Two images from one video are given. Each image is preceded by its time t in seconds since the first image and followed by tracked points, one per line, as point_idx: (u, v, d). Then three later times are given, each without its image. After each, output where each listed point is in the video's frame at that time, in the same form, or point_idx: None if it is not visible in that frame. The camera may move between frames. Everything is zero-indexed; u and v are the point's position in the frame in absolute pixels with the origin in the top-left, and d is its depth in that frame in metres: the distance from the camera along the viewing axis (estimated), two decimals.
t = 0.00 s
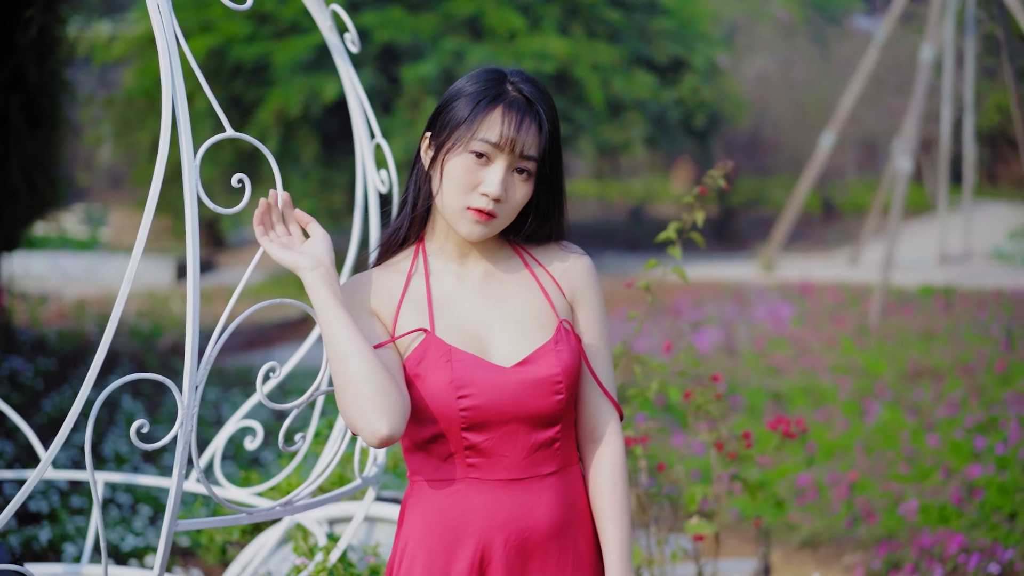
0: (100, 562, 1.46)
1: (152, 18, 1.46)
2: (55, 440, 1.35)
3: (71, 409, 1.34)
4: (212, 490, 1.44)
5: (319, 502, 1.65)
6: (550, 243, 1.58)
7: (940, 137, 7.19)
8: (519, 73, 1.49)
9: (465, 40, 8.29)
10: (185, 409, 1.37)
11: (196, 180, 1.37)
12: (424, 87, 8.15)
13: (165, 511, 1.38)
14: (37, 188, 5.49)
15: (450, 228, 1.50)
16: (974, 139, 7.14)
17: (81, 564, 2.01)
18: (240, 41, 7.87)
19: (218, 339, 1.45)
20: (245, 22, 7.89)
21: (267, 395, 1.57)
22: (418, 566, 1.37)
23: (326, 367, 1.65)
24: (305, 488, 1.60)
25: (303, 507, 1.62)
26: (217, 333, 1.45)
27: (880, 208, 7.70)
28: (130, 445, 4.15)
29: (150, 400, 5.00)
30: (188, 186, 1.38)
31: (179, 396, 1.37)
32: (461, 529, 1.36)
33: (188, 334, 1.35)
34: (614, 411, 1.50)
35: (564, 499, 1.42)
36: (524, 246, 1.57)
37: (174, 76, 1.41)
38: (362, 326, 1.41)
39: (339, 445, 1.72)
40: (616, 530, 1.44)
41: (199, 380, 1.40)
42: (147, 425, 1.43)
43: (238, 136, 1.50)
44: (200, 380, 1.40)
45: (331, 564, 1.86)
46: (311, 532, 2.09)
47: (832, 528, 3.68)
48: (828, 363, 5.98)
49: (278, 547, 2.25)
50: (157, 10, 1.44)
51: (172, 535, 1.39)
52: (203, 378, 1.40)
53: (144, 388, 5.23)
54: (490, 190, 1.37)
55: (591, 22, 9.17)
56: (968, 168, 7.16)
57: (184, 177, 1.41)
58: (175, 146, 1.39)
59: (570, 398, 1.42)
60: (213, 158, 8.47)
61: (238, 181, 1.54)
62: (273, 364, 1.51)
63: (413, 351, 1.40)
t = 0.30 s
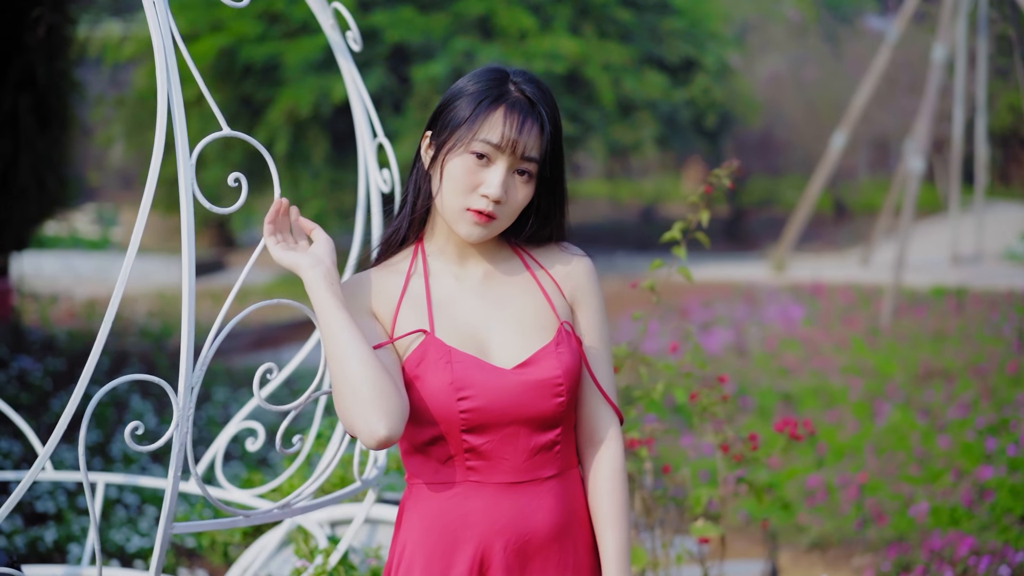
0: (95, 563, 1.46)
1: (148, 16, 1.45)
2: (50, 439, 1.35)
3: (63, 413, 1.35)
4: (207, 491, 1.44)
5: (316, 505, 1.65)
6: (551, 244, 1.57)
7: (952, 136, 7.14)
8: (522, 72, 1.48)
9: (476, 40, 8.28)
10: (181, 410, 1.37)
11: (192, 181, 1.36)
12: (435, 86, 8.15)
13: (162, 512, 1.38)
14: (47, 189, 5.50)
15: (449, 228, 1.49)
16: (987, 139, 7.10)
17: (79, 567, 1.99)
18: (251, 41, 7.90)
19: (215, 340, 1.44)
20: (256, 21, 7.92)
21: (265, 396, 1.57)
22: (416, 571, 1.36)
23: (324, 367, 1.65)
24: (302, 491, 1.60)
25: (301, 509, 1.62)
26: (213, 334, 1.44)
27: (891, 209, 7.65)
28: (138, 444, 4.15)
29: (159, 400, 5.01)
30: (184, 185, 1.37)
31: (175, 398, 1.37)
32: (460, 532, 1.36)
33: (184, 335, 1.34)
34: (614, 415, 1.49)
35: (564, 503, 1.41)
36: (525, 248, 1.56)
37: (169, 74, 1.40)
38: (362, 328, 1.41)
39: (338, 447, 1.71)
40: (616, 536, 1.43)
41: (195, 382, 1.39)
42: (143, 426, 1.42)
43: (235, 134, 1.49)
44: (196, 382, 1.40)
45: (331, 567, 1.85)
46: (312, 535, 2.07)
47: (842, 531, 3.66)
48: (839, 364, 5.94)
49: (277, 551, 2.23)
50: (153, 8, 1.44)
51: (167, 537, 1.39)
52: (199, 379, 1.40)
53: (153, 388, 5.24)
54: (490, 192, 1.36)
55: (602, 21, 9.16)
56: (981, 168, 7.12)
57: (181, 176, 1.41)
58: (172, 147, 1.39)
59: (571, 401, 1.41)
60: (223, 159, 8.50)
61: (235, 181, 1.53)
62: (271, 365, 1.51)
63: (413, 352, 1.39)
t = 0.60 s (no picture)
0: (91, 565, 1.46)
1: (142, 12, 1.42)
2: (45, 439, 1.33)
3: (58, 413, 1.31)
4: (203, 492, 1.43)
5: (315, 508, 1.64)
6: (551, 245, 1.56)
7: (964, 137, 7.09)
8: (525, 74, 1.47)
9: (487, 40, 8.26)
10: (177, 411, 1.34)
11: (188, 180, 1.33)
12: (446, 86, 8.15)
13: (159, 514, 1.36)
14: (57, 188, 5.55)
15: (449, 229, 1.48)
16: (1001, 138, 7.03)
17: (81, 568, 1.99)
18: (262, 41, 7.91)
19: (212, 340, 1.43)
20: (266, 21, 7.93)
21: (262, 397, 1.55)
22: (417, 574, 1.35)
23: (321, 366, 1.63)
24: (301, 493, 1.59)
25: (299, 512, 1.61)
26: (210, 333, 1.42)
27: (904, 209, 7.61)
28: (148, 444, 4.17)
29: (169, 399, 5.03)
30: (181, 183, 1.34)
31: (171, 401, 1.36)
32: (461, 536, 1.35)
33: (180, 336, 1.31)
34: (615, 417, 1.47)
35: (566, 505, 1.40)
36: (525, 249, 1.55)
37: (164, 71, 1.37)
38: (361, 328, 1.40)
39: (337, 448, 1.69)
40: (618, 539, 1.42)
41: (192, 383, 1.38)
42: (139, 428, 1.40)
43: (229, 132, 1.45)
44: (193, 383, 1.39)
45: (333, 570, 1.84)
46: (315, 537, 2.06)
47: (852, 532, 3.64)
48: (851, 365, 5.90)
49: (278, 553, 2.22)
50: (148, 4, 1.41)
51: (165, 538, 1.38)
52: (195, 381, 1.39)
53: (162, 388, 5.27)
54: (490, 194, 1.35)
55: (613, 21, 9.14)
56: (995, 168, 7.07)
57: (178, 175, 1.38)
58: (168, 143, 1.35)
59: (572, 402, 1.40)
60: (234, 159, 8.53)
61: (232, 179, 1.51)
62: (269, 368, 1.49)
63: (412, 353, 1.38)
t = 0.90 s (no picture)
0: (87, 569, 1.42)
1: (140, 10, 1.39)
2: (43, 434, 1.27)
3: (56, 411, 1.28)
4: (200, 493, 1.41)
5: (313, 512, 1.64)
6: (551, 245, 1.55)
7: (980, 137, 7.03)
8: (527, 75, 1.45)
9: (499, 40, 8.26)
10: (174, 413, 1.32)
11: (185, 176, 1.30)
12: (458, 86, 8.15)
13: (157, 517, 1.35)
14: (70, 188, 5.61)
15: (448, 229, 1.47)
16: (1018, 138, 6.96)
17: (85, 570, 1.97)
18: (274, 40, 7.91)
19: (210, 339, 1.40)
20: (278, 21, 7.93)
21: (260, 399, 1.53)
22: None
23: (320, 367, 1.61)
24: (303, 494, 1.58)
25: (297, 515, 1.59)
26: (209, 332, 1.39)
27: (918, 209, 7.55)
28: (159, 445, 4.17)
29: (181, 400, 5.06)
30: (177, 181, 1.31)
31: (168, 401, 1.32)
32: (462, 539, 1.33)
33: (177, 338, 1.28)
34: (616, 418, 1.46)
35: (569, 506, 1.39)
36: (525, 250, 1.54)
37: (162, 71, 1.35)
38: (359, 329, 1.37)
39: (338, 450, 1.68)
40: (621, 540, 1.41)
41: (189, 384, 1.34)
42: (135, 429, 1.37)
43: (236, 130, 1.43)
44: (190, 384, 1.35)
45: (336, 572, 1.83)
46: (318, 539, 2.04)
47: (864, 533, 3.61)
48: (865, 366, 5.86)
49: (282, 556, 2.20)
50: None
51: (162, 543, 1.37)
52: (193, 381, 1.34)
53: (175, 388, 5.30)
54: (491, 195, 1.33)
55: (626, 21, 9.12)
56: (1011, 168, 7.00)
57: (174, 172, 1.34)
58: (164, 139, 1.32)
59: (574, 402, 1.39)
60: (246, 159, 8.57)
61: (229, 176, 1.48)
62: (268, 369, 1.46)
63: (413, 354, 1.37)
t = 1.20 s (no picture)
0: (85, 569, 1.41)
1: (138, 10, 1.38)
2: (42, 429, 1.26)
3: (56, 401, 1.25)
4: (197, 492, 1.39)
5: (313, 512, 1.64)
6: (550, 245, 1.55)
7: (997, 136, 6.98)
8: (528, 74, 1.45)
9: (514, 40, 8.27)
10: (171, 411, 1.29)
11: (182, 171, 1.29)
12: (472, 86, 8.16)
13: (155, 517, 1.33)
14: (84, 189, 5.62)
15: (447, 229, 1.46)
16: None
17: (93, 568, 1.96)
18: (289, 40, 7.94)
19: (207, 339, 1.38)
20: (293, 20, 7.97)
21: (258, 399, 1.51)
22: None
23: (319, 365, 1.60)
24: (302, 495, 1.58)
25: (297, 515, 1.59)
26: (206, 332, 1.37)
27: (935, 210, 7.50)
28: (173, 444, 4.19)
29: (195, 399, 5.09)
30: (174, 177, 1.30)
31: (166, 400, 1.30)
32: (463, 540, 1.33)
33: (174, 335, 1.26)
34: (616, 418, 1.46)
35: (570, 507, 1.39)
36: (524, 250, 1.54)
37: (159, 69, 1.34)
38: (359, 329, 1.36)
39: (339, 450, 1.67)
40: (621, 541, 1.41)
41: (186, 384, 1.33)
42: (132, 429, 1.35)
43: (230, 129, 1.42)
44: (188, 383, 1.33)
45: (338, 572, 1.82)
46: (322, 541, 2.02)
47: (878, 535, 3.60)
48: (880, 367, 5.83)
49: (286, 558, 2.19)
50: None
51: (159, 544, 1.35)
52: (189, 382, 1.33)
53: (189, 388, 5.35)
54: (492, 193, 1.33)
55: (642, 21, 9.10)
56: None
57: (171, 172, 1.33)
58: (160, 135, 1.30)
59: (574, 404, 1.39)
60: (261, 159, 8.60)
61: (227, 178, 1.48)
62: (267, 369, 1.44)
63: (412, 354, 1.36)
